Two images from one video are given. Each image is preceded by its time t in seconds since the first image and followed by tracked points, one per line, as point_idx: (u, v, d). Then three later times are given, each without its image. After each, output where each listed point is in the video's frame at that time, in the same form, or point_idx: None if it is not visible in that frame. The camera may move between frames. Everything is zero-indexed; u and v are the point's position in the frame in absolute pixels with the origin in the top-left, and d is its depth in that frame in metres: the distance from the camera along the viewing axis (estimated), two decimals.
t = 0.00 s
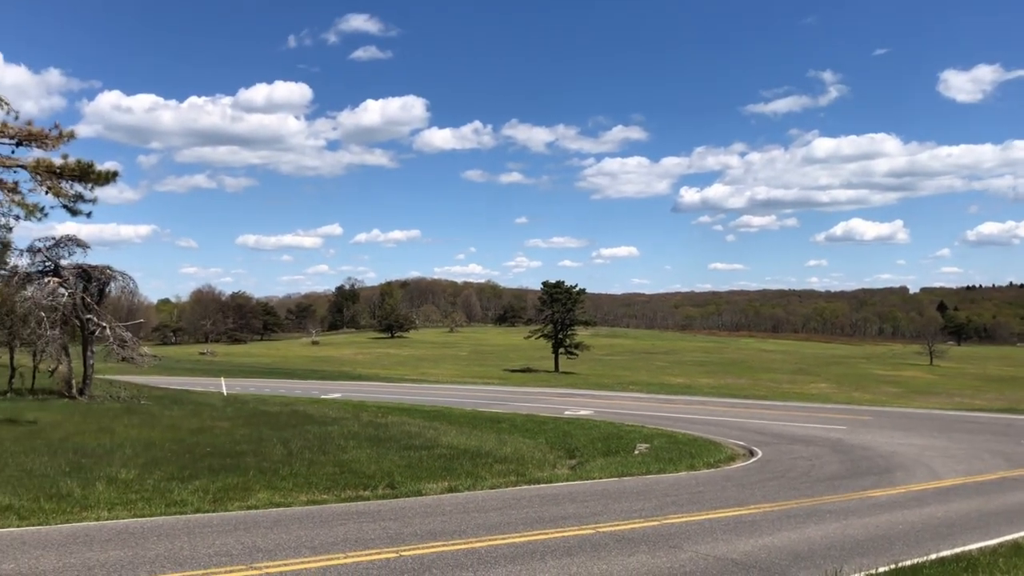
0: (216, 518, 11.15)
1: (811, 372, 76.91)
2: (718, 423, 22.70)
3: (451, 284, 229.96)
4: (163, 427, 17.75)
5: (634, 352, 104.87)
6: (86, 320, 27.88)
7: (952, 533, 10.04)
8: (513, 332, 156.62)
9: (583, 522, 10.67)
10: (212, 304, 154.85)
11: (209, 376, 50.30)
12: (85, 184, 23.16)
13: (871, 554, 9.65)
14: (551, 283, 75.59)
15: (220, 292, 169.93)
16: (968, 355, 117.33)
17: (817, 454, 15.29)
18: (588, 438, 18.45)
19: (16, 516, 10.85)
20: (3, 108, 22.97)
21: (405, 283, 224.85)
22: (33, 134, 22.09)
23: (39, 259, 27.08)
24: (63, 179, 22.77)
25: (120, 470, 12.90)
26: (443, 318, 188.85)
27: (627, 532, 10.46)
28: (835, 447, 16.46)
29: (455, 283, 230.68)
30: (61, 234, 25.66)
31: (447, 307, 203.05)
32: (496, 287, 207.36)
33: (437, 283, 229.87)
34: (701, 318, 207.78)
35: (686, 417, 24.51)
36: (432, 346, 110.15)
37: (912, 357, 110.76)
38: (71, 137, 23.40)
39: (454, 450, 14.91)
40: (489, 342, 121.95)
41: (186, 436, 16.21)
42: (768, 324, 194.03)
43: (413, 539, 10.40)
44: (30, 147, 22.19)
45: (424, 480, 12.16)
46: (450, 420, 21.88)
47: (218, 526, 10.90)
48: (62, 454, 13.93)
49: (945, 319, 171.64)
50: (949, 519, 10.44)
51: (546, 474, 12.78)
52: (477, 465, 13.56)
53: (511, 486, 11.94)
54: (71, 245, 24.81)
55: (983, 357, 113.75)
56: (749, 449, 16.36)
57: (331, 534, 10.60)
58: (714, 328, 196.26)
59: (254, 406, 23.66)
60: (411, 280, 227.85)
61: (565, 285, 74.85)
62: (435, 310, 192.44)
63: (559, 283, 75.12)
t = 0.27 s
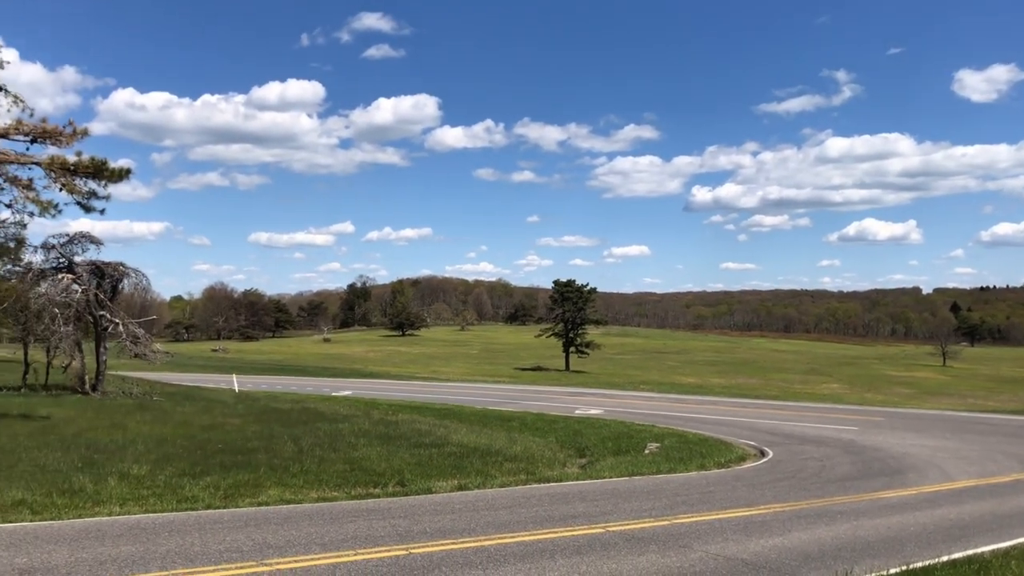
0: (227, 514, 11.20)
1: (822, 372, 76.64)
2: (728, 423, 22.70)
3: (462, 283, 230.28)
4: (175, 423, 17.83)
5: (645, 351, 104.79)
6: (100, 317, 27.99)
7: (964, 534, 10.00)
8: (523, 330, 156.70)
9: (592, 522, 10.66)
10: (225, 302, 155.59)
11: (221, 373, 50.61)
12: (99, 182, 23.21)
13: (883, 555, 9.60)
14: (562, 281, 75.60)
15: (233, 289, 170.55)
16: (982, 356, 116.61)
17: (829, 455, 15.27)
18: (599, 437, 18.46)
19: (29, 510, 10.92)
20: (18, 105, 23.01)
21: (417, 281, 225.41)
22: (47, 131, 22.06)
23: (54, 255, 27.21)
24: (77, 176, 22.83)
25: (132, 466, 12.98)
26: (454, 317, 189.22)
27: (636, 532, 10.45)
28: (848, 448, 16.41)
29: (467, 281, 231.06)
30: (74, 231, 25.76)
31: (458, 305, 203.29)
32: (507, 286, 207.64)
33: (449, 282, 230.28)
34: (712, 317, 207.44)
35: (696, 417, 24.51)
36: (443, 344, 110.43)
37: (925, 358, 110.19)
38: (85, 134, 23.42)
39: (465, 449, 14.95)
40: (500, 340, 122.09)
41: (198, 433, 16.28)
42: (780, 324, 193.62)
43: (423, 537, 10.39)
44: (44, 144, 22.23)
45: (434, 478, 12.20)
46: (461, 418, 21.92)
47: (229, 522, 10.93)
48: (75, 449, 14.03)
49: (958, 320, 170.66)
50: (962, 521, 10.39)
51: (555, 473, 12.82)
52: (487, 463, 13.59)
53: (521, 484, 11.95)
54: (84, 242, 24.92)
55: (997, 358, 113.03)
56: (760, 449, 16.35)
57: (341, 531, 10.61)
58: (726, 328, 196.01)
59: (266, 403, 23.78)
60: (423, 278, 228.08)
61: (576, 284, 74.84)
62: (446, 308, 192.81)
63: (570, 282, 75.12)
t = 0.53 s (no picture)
0: (240, 511, 11.24)
1: (838, 375, 76.25)
2: (742, 426, 22.65)
3: (476, 282, 230.60)
4: (189, 420, 17.94)
5: (659, 353, 104.57)
6: (116, 314, 28.17)
7: (980, 540, 9.92)
8: (536, 331, 156.70)
9: (604, 523, 10.64)
10: (240, 300, 156.38)
11: (236, 370, 50.92)
12: (116, 178, 23.34)
13: (897, 559, 9.53)
14: (576, 282, 75.64)
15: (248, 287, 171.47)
16: (999, 361, 115.62)
17: (843, 459, 15.22)
18: (611, 438, 18.45)
19: (45, 505, 11.02)
20: (37, 103, 23.19)
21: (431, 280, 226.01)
22: (65, 129, 22.28)
23: (71, 252, 27.45)
24: (95, 173, 22.97)
25: (146, 462, 13.06)
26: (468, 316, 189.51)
27: (648, 534, 10.42)
28: (862, 452, 16.36)
29: (481, 281, 231.42)
30: (92, 228, 25.97)
31: (472, 305, 203.53)
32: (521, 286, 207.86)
33: (463, 281, 230.71)
34: (726, 319, 206.90)
35: (709, 419, 24.48)
36: (457, 344, 110.67)
37: (941, 362, 109.39)
38: (102, 131, 23.54)
39: (477, 448, 14.96)
40: (514, 341, 122.25)
41: (212, 430, 16.37)
42: (795, 327, 192.97)
43: (434, 536, 10.39)
44: (62, 141, 22.39)
45: (446, 477, 12.24)
46: (474, 418, 21.96)
47: (242, 519, 10.97)
48: (91, 445, 14.14)
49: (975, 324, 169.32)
50: (977, 526, 10.31)
51: (568, 474, 12.85)
52: (500, 463, 13.61)
53: (532, 485, 11.97)
54: (101, 239, 25.11)
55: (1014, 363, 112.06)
56: (774, 452, 16.33)
57: (353, 529, 10.63)
58: (740, 330, 195.59)
59: (279, 401, 23.90)
60: (437, 278, 228.53)
61: (590, 285, 74.85)
62: (460, 308, 193.17)
63: (584, 283, 75.14)
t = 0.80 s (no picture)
0: (258, 507, 11.34)
1: (856, 378, 75.80)
2: (759, 427, 22.63)
3: (493, 282, 231.00)
4: (208, 416, 18.11)
5: (676, 354, 104.40)
6: (136, 310, 28.48)
7: (998, 544, 9.87)
8: (552, 330, 156.76)
9: (620, 522, 10.67)
10: (259, 297, 157.33)
11: (253, 367, 51.28)
12: (137, 176, 23.53)
13: (917, 562, 9.49)
14: (593, 282, 75.66)
15: (266, 284, 172.56)
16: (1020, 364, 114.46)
17: (862, 461, 15.18)
18: (628, 438, 18.48)
19: (66, 499, 11.15)
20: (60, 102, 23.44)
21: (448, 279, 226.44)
22: (88, 127, 22.49)
23: (92, 249, 27.75)
24: (116, 171, 23.17)
25: (165, 457, 13.18)
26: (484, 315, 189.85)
27: (663, 533, 10.43)
28: (880, 455, 16.30)
29: (497, 280, 231.78)
30: (113, 225, 26.23)
31: (488, 304, 203.80)
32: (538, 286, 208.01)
33: (479, 280, 231.21)
34: (744, 320, 206.12)
35: (726, 420, 24.46)
36: (474, 343, 110.97)
37: (961, 365, 108.45)
38: (124, 130, 23.74)
39: (493, 447, 15.04)
40: (530, 340, 122.46)
41: (230, 427, 16.51)
42: (813, 329, 192.14)
43: (451, 534, 10.43)
44: (85, 140, 22.62)
45: (462, 476, 12.30)
46: (491, 417, 22.03)
47: (259, 515, 11.06)
48: (111, 440, 14.28)
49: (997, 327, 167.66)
50: (997, 530, 10.26)
51: (583, 474, 12.91)
52: (515, 461, 13.67)
53: (548, 484, 12.03)
54: (122, 237, 25.33)
55: None
56: (791, 454, 16.33)
57: (370, 526, 10.70)
58: (758, 331, 194.95)
59: (297, 398, 24.08)
60: (453, 277, 228.89)
61: (607, 285, 74.84)
62: (477, 307, 193.55)
63: (601, 283, 75.13)
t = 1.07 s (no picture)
0: (277, 503, 11.41)
1: (876, 376, 75.24)
2: (778, 426, 22.56)
3: (510, 279, 231.28)
4: (227, 413, 18.22)
5: (694, 352, 104.10)
6: (156, 307, 28.72)
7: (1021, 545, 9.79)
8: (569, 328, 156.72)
9: (638, 520, 10.65)
10: (277, 295, 158.15)
11: (272, 365, 51.62)
12: (157, 174, 23.66)
13: (939, 561, 9.43)
14: (611, 280, 75.58)
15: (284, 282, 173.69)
16: None
17: (883, 461, 15.11)
18: (646, 436, 18.49)
19: (88, 494, 11.27)
20: (81, 101, 23.63)
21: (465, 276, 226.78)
22: (109, 125, 22.65)
23: (113, 246, 28.01)
24: (137, 169, 23.32)
25: (185, 453, 13.29)
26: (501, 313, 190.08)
27: (681, 532, 10.41)
28: (901, 454, 16.22)
29: (514, 278, 232.04)
30: (133, 223, 26.45)
31: (505, 302, 204.08)
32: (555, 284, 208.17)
33: (496, 278, 231.56)
34: (763, 318, 205.29)
35: (744, 418, 24.40)
36: (491, 341, 111.17)
37: (984, 364, 107.33)
38: (144, 128, 23.88)
39: (510, 444, 15.07)
40: (548, 338, 122.56)
41: (249, 423, 16.61)
42: (833, 327, 191.22)
43: (469, 531, 10.46)
44: (106, 138, 22.79)
45: (480, 473, 12.33)
46: (508, 414, 22.07)
47: (279, 511, 11.14)
48: (131, 436, 14.40)
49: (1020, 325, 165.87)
50: (1019, 531, 10.18)
51: (601, 472, 12.93)
52: (533, 459, 13.69)
53: (565, 482, 12.06)
54: (142, 234, 25.51)
55: None
56: (811, 453, 16.28)
57: (389, 523, 10.75)
58: (776, 330, 194.21)
59: (315, 395, 24.19)
60: (471, 275, 229.14)
61: (625, 283, 74.74)
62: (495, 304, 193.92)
63: (618, 281, 75.03)
